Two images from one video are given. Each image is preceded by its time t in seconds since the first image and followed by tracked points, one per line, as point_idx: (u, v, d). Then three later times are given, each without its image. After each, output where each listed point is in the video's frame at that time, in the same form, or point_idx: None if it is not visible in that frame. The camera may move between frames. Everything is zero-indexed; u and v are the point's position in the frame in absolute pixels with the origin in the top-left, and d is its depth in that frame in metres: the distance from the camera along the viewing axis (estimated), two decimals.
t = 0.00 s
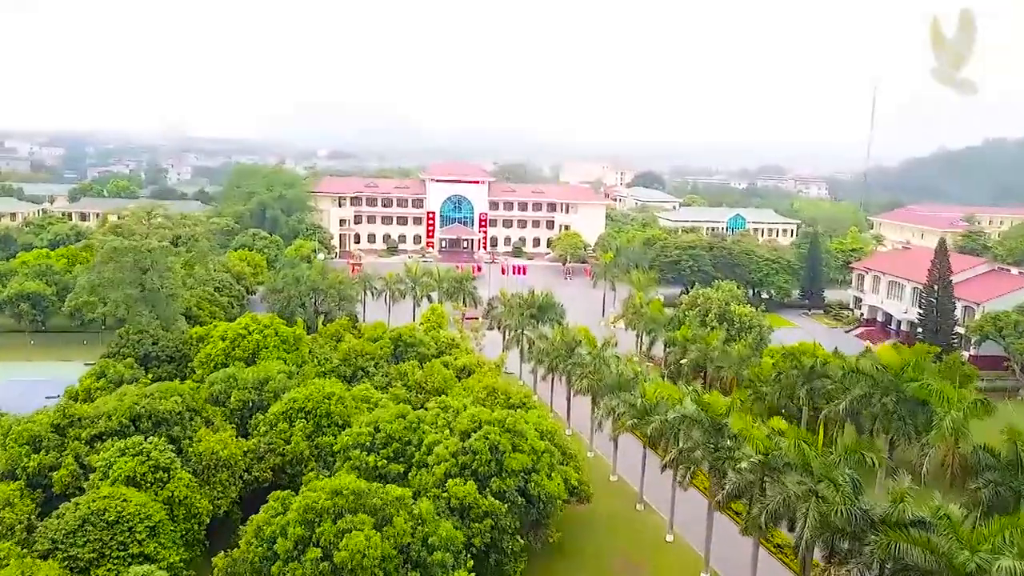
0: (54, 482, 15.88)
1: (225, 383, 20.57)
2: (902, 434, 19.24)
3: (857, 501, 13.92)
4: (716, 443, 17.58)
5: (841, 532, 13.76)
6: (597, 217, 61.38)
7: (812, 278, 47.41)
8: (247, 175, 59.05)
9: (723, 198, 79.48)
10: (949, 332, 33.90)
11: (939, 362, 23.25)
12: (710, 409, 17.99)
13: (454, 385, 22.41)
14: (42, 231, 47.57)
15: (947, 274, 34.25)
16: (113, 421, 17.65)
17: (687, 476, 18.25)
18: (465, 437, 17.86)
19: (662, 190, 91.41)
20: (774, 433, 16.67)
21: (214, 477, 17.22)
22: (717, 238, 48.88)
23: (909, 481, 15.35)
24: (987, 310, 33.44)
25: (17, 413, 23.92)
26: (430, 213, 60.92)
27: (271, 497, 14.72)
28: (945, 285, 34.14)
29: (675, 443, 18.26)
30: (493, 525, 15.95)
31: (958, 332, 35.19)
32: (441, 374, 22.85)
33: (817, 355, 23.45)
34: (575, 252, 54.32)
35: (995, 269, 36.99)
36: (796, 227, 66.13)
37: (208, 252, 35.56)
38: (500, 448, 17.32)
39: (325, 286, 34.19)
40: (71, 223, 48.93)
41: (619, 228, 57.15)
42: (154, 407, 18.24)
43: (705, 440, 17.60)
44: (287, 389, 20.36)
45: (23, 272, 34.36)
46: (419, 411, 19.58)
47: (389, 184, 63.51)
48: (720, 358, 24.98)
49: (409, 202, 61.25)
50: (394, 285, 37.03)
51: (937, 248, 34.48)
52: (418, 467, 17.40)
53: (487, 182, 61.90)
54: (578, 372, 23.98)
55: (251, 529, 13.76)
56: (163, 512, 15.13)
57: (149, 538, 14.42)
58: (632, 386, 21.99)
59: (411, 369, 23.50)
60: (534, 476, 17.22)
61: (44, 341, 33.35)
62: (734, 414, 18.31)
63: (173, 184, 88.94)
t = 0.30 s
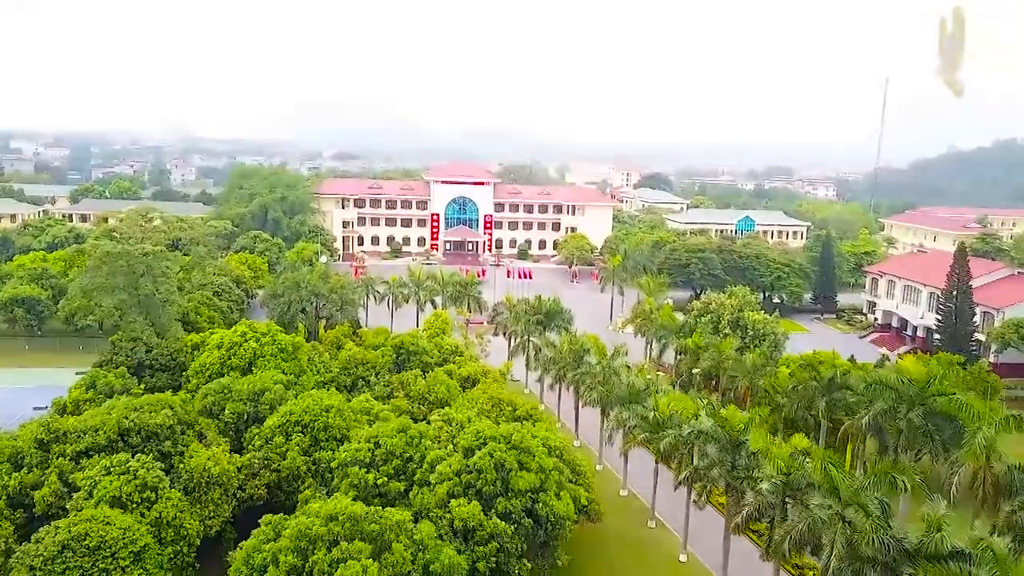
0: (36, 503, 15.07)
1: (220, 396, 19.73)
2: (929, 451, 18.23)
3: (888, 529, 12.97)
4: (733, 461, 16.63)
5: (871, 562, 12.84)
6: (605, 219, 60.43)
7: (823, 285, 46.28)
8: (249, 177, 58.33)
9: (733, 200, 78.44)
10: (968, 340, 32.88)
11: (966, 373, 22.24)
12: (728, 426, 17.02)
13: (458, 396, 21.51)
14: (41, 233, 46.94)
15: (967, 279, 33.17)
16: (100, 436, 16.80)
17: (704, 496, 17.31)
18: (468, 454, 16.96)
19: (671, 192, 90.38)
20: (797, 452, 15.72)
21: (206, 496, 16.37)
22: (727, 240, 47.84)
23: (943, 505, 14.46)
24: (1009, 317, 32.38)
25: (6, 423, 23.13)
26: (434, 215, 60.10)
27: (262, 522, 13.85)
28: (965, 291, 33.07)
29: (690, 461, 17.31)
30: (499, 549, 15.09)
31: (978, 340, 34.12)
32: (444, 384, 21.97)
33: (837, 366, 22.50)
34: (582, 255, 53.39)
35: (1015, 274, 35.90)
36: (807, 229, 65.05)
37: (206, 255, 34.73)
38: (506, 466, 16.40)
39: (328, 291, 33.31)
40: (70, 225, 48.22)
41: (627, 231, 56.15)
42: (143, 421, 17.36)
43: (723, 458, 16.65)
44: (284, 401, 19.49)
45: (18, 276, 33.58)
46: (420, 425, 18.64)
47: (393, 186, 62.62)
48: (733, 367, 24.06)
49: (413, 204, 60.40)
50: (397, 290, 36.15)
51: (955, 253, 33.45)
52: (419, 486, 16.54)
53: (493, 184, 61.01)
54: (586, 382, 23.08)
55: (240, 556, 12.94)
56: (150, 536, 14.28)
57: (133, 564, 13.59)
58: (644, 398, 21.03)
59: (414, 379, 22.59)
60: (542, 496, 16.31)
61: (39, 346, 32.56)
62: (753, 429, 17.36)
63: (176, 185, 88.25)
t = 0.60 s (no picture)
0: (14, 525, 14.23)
1: (214, 408, 18.87)
2: (958, 468, 17.29)
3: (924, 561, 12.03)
4: (752, 481, 15.70)
5: None
6: (611, 221, 59.50)
7: (836, 289, 45.34)
8: (251, 178, 57.55)
9: (741, 202, 77.36)
10: (987, 347, 31.89)
11: (991, 384, 21.27)
12: (746, 443, 16.11)
13: (461, 408, 20.64)
14: (39, 235, 46.23)
15: (987, 285, 32.18)
16: (85, 452, 15.96)
17: (721, 516, 16.39)
18: (471, 473, 16.09)
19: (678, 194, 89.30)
20: (821, 473, 14.79)
21: (195, 516, 15.51)
22: (737, 243, 46.84)
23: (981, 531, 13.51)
24: None
25: None
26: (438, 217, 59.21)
27: (252, 549, 12.97)
28: (984, 297, 32.08)
29: (706, 479, 16.41)
30: (504, 575, 14.19)
31: (997, 347, 33.13)
32: (447, 394, 21.09)
33: (857, 377, 21.56)
34: (588, 258, 52.47)
35: None
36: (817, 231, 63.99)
37: (203, 259, 33.93)
38: (512, 486, 15.53)
39: (329, 295, 32.46)
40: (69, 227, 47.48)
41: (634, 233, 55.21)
42: (130, 435, 16.52)
43: (740, 477, 15.74)
44: (280, 414, 18.64)
45: (12, 279, 32.81)
46: (420, 440, 17.76)
47: (397, 187, 61.83)
48: (748, 377, 23.06)
49: (417, 206, 59.54)
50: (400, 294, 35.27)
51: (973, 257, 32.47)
52: (420, 507, 15.67)
53: (498, 185, 60.13)
54: (594, 393, 22.17)
55: None
56: (133, 563, 13.42)
57: None
58: (655, 410, 20.12)
59: (416, 389, 21.73)
60: (550, 517, 15.40)
61: (32, 352, 31.78)
62: (773, 446, 16.43)
63: (180, 187, 87.72)
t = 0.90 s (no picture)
0: None
1: (206, 422, 18.02)
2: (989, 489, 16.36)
3: None
4: (772, 502, 14.80)
5: None
6: (618, 223, 58.58)
7: (848, 294, 44.41)
8: (253, 179, 56.79)
9: (749, 203, 76.30)
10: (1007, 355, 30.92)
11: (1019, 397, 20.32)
12: (766, 463, 15.20)
13: (465, 421, 19.75)
14: (36, 237, 45.52)
15: (1007, 291, 31.22)
16: (67, 471, 15.15)
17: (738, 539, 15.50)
18: (474, 493, 15.21)
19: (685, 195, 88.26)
20: (848, 498, 13.86)
21: (182, 539, 14.66)
22: (747, 246, 45.87)
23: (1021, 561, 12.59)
24: None
25: None
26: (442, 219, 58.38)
27: None
28: (1005, 303, 31.13)
29: (722, 500, 15.51)
30: None
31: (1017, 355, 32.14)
32: (450, 406, 20.22)
33: (878, 389, 20.66)
34: (594, 261, 51.55)
35: None
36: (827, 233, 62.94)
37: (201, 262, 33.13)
38: (518, 508, 14.65)
39: (330, 300, 31.65)
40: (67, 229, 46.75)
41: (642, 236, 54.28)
42: (116, 452, 15.70)
43: (760, 499, 14.82)
44: (275, 428, 17.80)
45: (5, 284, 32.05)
46: (421, 457, 16.89)
47: (400, 188, 61.02)
48: (763, 388, 22.11)
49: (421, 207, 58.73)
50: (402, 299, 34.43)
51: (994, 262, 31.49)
52: (421, 529, 14.81)
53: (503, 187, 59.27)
54: (603, 404, 21.29)
55: None
56: None
57: None
58: (667, 424, 19.23)
59: (418, 400, 20.87)
60: (558, 541, 14.52)
61: (26, 358, 31.02)
62: (795, 465, 15.50)
63: (183, 188, 87.14)
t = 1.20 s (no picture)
0: None
1: (196, 437, 17.17)
2: None
3: None
4: (794, 526, 13.90)
5: None
6: (624, 225, 57.65)
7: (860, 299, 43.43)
8: (255, 180, 56.07)
9: (756, 204, 75.27)
10: None
11: None
12: (787, 484, 14.28)
13: (468, 435, 18.87)
14: (35, 240, 44.86)
15: None
16: (47, 491, 14.35)
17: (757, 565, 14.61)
18: (478, 515, 14.32)
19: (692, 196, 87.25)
20: (880, 526, 13.00)
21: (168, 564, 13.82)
22: (757, 249, 44.90)
23: None
24: None
25: None
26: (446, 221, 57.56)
27: None
28: None
29: (741, 524, 14.61)
30: None
31: None
32: (453, 419, 19.33)
33: (901, 401, 19.71)
34: (600, 264, 50.66)
35: None
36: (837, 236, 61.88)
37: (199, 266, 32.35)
38: (524, 533, 13.77)
39: (330, 305, 30.80)
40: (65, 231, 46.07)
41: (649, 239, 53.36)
42: (99, 471, 14.89)
43: (782, 524, 13.89)
44: (268, 444, 16.95)
45: None
46: (422, 475, 16.02)
47: (404, 190, 60.15)
48: (778, 400, 21.17)
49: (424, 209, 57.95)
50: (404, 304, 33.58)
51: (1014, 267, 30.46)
52: (420, 555, 13.94)
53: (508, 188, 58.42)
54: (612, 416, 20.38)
55: None
56: None
57: None
58: (680, 439, 18.30)
59: (419, 412, 19.99)
60: (567, 568, 13.63)
61: (20, 364, 30.28)
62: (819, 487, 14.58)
63: (187, 189, 86.54)
